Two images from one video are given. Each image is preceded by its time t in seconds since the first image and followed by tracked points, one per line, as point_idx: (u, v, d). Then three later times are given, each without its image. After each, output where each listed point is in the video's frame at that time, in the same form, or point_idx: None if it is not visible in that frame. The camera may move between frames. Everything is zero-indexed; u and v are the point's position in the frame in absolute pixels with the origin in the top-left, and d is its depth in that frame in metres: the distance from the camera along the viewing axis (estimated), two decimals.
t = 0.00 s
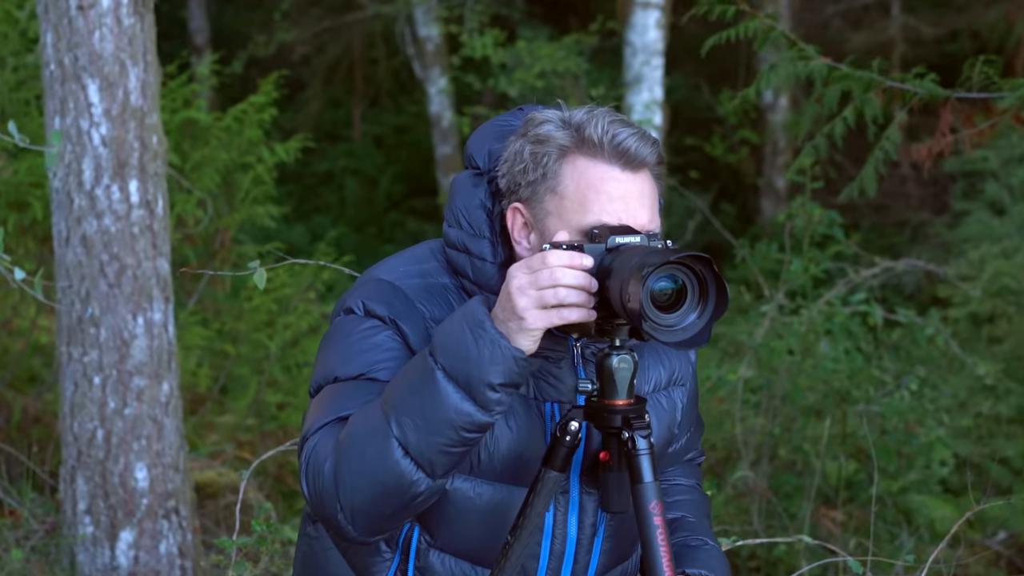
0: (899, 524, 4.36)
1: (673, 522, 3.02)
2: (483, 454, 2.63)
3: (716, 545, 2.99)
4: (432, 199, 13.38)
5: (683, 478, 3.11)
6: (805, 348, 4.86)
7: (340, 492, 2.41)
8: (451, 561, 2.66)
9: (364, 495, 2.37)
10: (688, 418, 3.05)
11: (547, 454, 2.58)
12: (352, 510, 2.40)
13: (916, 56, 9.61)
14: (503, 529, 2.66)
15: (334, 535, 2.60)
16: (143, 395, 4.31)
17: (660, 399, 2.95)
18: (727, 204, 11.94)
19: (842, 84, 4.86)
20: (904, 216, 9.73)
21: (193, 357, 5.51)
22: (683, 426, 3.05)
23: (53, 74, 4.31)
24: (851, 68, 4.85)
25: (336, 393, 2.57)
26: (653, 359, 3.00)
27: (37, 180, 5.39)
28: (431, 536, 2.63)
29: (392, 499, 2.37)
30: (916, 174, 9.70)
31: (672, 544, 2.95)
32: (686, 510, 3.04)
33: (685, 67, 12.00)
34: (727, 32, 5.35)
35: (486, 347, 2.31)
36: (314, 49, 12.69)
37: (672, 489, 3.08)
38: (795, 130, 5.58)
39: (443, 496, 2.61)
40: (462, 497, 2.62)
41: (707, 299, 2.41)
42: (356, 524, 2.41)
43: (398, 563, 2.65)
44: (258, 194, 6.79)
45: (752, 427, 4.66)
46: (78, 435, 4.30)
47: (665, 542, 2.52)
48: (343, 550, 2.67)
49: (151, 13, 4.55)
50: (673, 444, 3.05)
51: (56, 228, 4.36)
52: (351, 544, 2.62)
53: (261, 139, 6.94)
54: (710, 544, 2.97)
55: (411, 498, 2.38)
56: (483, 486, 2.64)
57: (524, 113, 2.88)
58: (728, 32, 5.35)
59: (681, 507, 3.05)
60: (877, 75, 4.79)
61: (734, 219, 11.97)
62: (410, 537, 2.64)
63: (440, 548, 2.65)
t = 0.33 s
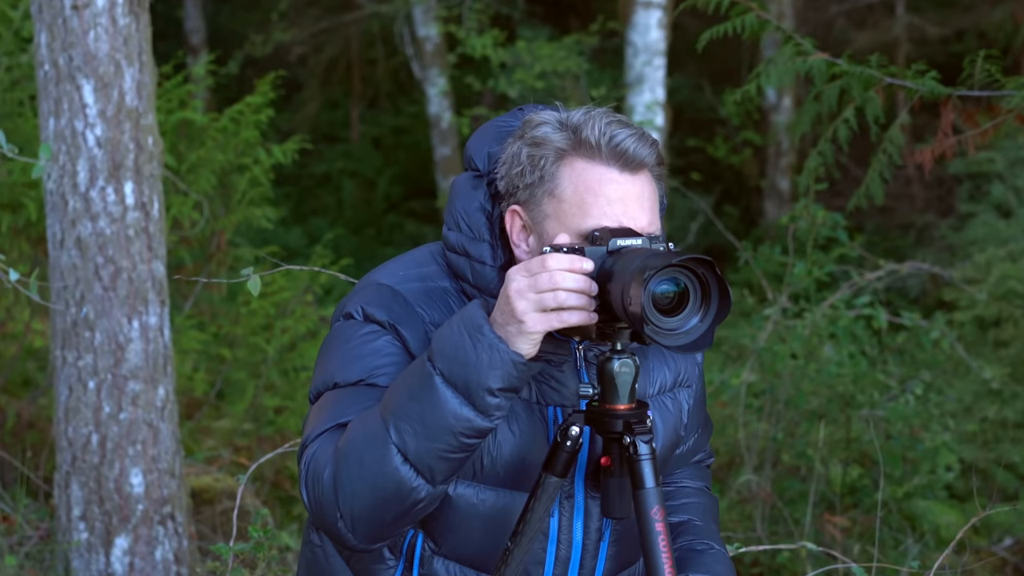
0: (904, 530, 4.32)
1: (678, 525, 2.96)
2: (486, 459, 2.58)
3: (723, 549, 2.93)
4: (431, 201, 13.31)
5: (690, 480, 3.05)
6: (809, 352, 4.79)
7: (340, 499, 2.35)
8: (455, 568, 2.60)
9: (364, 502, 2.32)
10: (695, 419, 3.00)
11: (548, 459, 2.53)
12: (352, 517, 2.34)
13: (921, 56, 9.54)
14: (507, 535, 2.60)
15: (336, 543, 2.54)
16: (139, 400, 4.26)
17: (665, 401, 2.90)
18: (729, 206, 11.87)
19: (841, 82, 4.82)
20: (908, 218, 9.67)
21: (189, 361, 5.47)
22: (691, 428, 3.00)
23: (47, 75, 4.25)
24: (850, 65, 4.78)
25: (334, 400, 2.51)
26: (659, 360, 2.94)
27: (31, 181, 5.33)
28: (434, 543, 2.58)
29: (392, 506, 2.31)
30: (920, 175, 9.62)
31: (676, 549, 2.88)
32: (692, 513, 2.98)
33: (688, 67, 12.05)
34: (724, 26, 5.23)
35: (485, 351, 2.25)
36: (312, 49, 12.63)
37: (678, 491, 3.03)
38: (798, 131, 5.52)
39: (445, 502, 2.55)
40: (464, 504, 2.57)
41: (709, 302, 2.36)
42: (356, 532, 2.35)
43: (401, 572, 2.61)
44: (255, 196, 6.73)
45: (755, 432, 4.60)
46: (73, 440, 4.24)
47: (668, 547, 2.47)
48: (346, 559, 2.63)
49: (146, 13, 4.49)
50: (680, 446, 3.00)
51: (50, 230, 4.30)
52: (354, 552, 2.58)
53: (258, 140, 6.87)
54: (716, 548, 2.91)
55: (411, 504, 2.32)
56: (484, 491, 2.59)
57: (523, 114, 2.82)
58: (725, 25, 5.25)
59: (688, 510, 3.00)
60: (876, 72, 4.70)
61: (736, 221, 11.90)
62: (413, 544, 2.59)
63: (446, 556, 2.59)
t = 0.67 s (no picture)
0: (909, 537, 4.26)
1: (680, 530, 2.90)
2: (485, 465, 2.52)
3: (726, 555, 2.87)
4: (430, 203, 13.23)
5: (693, 484, 3.00)
6: (812, 356, 4.75)
7: (337, 506, 2.29)
8: None
9: (363, 508, 2.26)
10: (696, 423, 2.94)
11: (548, 464, 2.47)
12: (350, 524, 2.28)
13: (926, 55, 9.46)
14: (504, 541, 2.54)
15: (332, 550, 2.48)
16: (134, 404, 4.20)
17: (666, 405, 2.84)
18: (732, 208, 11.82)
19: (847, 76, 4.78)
20: (913, 220, 9.57)
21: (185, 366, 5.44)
22: (691, 431, 2.95)
23: (41, 75, 4.19)
24: (857, 60, 4.74)
25: (331, 405, 2.46)
26: (659, 364, 2.89)
27: (25, 183, 5.28)
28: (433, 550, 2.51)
29: (391, 513, 2.26)
30: (926, 176, 9.53)
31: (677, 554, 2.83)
32: (694, 518, 2.92)
33: (690, 68, 12.03)
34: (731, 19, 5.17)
35: (485, 356, 2.20)
36: (309, 49, 12.57)
37: (681, 496, 2.97)
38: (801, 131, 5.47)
39: (443, 508, 2.50)
40: (463, 510, 2.50)
41: (712, 306, 2.30)
42: (354, 539, 2.29)
43: None
44: (252, 199, 6.68)
45: (758, 437, 4.52)
46: (67, 445, 4.19)
47: (670, 554, 2.43)
48: (343, 567, 2.57)
49: (142, 12, 4.44)
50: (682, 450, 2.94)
51: (44, 233, 4.25)
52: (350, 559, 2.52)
53: (255, 141, 6.83)
54: (718, 554, 2.85)
55: (410, 511, 2.26)
56: (484, 497, 2.53)
57: (521, 117, 2.77)
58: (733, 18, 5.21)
59: (689, 515, 2.94)
60: (883, 67, 4.67)
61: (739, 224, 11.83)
62: (412, 550, 2.53)
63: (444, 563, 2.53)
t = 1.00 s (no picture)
0: (913, 542, 4.21)
1: (681, 537, 2.85)
2: (484, 471, 2.47)
3: (727, 562, 2.81)
4: (429, 205, 13.16)
5: (693, 491, 2.94)
6: (816, 359, 4.70)
7: (336, 512, 2.24)
8: None
9: (361, 515, 2.20)
10: (697, 429, 2.89)
11: (548, 470, 2.42)
12: (348, 530, 2.23)
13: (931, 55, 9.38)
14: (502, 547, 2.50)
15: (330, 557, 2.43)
16: (129, 409, 4.16)
17: (666, 411, 2.79)
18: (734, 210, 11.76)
19: (859, 74, 4.74)
20: (918, 222, 9.48)
21: (180, 370, 5.40)
22: (692, 437, 2.90)
23: (35, 75, 4.14)
24: (869, 58, 4.70)
25: (328, 411, 2.40)
26: (659, 368, 2.83)
27: (19, 185, 5.23)
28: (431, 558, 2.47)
29: (390, 519, 2.20)
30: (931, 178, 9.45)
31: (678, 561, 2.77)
32: (695, 524, 2.86)
33: (693, 68, 11.94)
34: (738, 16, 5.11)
35: (486, 361, 2.15)
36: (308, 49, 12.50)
37: (682, 502, 2.91)
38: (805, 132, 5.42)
39: (441, 515, 2.44)
40: (461, 516, 2.45)
41: (714, 310, 2.25)
42: (352, 547, 2.24)
43: None
44: (248, 201, 6.64)
45: (761, 442, 4.47)
46: (62, 450, 4.13)
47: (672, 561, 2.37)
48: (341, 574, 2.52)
49: (137, 12, 4.39)
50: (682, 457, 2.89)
51: (38, 235, 4.20)
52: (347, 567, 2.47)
53: (252, 143, 6.78)
54: (720, 561, 2.79)
55: (410, 518, 2.21)
56: (484, 503, 2.48)
57: (521, 118, 2.72)
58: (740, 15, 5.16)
59: (690, 521, 2.88)
60: (895, 67, 4.61)
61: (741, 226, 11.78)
62: (409, 557, 2.48)
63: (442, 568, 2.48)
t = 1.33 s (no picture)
0: (918, 549, 4.15)
1: (683, 543, 2.79)
2: (482, 474, 2.42)
3: (730, 568, 2.75)
4: (428, 207, 13.09)
5: (695, 496, 2.89)
6: (819, 363, 4.62)
7: (331, 515, 2.18)
8: None
9: (356, 518, 2.14)
10: (698, 433, 2.84)
11: (547, 474, 2.37)
12: (344, 534, 2.17)
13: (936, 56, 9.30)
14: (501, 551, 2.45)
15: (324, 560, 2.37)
16: (125, 413, 4.10)
17: (667, 414, 2.73)
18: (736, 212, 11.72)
19: (864, 73, 4.69)
20: (923, 225, 9.40)
21: (177, 374, 5.34)
22: (693, 441, 2.84)
23: (30, 76, 4.09)
24: (875, 57, 4.64)
25: (324, 413, 2.34)
26: (660, 371, 2.78)
27: (14, 187, 5.19)
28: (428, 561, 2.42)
29: (385, 523, 2.14)
30: (936, 180, 9.37)
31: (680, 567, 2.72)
32: (697, 530, 2.81)
33: (695, 68, 11.89)
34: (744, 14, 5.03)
35: (484, 363, 2.10)
36: (306, 49, 12.42)
37: (683, 508, 2.86)
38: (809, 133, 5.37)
39: (439, 519, 2.40)
40: (459, 521, 2.40)
41: (717, 312, 2.20)
42: (347, 550, 2.18)
43: None
44: (245, 202, 6.59)
45: (764, 447, 4.43)
46: (56, 455, 4.08)
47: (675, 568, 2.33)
48: None
49: (134, 12, 4.33)
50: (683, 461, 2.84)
51: (33, 238, 4.15)
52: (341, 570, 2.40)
53: (250, 143, 6.73)
54: (722, 566, 2.74)
55: (406, 521, 2.15)
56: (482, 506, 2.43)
57: (520, 119, 2.67)
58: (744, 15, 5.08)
59: (692, 526, 2.83)
60: (901, 67, 4.57)
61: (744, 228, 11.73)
62: (406, 562, 2.42)
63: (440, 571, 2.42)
